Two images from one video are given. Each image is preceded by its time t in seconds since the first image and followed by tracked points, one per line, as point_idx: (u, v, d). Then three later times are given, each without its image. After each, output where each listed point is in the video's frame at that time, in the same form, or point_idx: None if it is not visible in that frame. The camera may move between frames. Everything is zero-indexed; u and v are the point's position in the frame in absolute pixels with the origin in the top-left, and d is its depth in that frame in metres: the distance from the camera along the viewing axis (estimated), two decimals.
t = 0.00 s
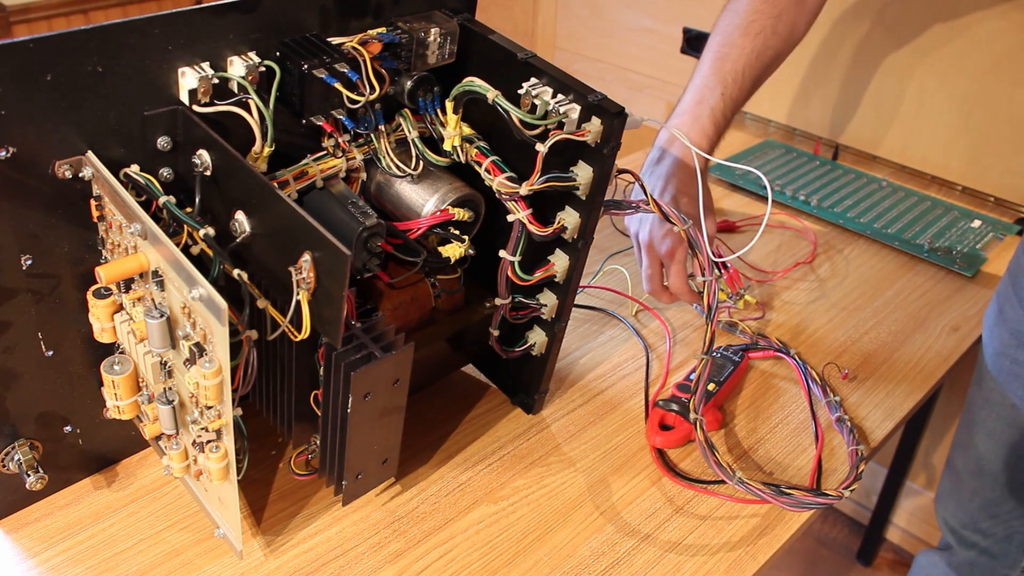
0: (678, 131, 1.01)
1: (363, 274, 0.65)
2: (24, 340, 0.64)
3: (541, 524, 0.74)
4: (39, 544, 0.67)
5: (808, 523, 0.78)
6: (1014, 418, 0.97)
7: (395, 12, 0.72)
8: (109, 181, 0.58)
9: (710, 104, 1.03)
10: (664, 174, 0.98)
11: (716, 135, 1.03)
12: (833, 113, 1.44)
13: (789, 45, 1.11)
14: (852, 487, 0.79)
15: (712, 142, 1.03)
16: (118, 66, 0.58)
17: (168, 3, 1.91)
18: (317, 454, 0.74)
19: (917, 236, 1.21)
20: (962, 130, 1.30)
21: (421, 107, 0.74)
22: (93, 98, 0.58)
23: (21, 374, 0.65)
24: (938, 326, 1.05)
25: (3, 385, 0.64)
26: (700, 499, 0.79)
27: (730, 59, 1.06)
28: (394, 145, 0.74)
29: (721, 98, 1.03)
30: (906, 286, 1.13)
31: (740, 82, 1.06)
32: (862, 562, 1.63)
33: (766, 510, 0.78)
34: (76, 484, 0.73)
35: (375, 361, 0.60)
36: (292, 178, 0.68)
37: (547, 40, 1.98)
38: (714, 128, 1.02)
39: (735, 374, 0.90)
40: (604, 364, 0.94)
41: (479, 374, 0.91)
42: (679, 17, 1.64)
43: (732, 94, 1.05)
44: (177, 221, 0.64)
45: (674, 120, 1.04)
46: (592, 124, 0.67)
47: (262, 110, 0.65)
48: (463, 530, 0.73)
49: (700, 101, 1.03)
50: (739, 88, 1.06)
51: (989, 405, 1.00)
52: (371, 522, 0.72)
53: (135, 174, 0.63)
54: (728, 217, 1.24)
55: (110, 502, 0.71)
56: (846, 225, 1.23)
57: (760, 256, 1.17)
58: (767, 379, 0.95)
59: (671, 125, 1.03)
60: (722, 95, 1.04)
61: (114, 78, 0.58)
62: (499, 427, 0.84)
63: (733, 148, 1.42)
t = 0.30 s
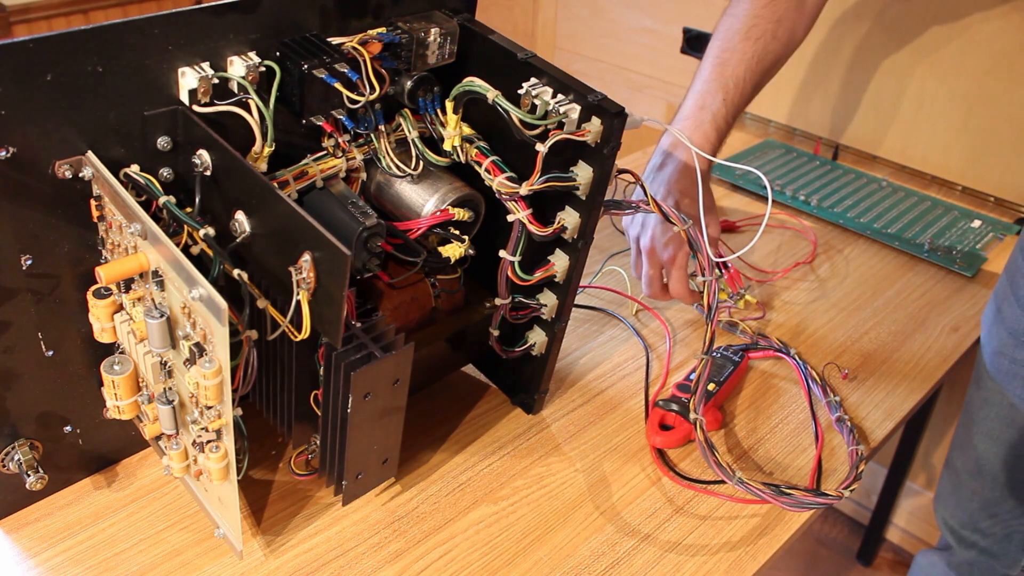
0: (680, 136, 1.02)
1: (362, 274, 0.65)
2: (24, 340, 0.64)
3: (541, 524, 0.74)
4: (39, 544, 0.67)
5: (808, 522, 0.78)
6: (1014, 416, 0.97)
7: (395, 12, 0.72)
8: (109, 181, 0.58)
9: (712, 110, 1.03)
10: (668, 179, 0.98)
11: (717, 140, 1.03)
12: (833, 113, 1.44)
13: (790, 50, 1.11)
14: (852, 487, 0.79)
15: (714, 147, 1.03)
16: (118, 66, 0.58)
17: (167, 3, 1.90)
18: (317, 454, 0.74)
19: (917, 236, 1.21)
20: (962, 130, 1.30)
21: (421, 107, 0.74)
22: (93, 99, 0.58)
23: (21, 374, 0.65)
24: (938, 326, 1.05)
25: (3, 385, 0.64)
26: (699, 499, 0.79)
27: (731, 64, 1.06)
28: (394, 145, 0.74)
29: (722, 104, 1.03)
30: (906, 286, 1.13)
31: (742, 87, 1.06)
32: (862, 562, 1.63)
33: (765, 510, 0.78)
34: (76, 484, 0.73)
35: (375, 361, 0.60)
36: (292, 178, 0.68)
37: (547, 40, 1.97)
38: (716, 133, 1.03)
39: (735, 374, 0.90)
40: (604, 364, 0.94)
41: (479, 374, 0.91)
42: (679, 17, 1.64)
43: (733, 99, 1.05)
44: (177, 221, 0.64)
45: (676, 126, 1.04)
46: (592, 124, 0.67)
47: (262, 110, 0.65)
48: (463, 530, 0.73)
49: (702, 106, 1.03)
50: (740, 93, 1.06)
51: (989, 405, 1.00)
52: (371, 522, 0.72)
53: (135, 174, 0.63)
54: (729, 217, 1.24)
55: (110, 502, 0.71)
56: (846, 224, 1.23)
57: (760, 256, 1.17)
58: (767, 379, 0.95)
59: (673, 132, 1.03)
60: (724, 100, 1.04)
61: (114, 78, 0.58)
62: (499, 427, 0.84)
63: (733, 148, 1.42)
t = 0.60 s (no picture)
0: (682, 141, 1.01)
1: (363, 274, 0.65)
2: (24, 340, 0.64)
3: (541, 524, 0.74)
4: (39, 544, 0.67)
5: (808, 522, 0.78)
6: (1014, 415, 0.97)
7: (395, 12, 0.72)
8: (109, 181, 0.58)
9: (714, 115, 1.02)
10: (671, 184, 0.97)
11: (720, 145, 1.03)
12: (833, 113, 1.44)
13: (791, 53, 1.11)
14: (852, 487, 0.79)
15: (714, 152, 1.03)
16: (118, 67, 0.58)
17: (168, 3, 1.90)
18: (317, 454, 0.74)
19: (917, 236, 1.21)
20: (962, 130, 1.30)
21: (421, 107, 0.74)
22: (93, 99, 0.58)
23: (21, 374, 0.65)
24: (938, 327, 1.05)
25: (3, 385, 0.64)
26: (699, 499, 0.79)
27: (732, 69, 1.05)
28: (394, 145, 0.74)
29: (724, 109, 1.03)
30: (906, 286, 1.13)
31: (743, 91, 1.05)
32: (862, 562, 1.63)
33: (765, 510, 0.78)
34: (76, 484, 0.73)
35: (375, 361, 0.60)
36: (292, 178, 0.68)
37: (547, 41, 1.97)
38: (717, 138, 1.02)
39: (735, 374, 0.90)
40: (604, 364, 0.94)
41: (480, 374, 0.91)
42: (679, 17, 1.64)
43: (734, 104, 1.04)
44: (177, 221, 0.64)
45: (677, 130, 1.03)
46: (592, 124, 0.67)
47: (262, 110, 0.65)
48: (463, 530, 0.73)
49: (703, 111, 1.03)
50: (741, 97, 1.06)
51: (992, 406, 1.00)
52: (371, 522, 0.72)
53: (135, 174, 0.63)
54: (729, 217, 1.24)
55: (110, 502, 0.71)
56: (846, 224, 1.23)
57: (760, 256, 1.17)
58: (767, 379, 0.95)
59: (674, 137, 1.03)
60: (726, 105, 1.04)
61: (114, 78, 0.58)
62: (499, 427, 0.84)
63: (733, 148, 1.42)
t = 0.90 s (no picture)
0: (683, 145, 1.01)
1: (363, 274, 0.65)
2: (24, 340, 0.63)
3: (541, 524, 0.74)
4: (39, 544, 0.67)
5: (808, 522, 0.78)
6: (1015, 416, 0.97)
7: (395, 12, 0.72)
8: (109, 180, 0.58)
9: (715, 119, 1.03)
10: (675, 187, 0.98)
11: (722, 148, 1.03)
12: (833, 113, 1.44)
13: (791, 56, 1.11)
14: (852, 487, 0.79)
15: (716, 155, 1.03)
16: (118, 67, 0.58)
17: (168, 3, 1.90)
18: (317, 454, 0.74)
19: (917, 236, 1.21)
20: (962, 130, 1.30)
21: (421, 107, 0.74)
22: (93, 99, 0.58)
23: (21, 374, 0.65)
24: (938, 327, 1.05)
25: (3, 385, 0.64)
26: (700, 499, 0.79)
27: (733, 72, 1.05)
28: (394, 145, 0.74)
29: (725, 112, 1.03)
30: (906, 286, 1.13)
31: (745, 95, 1.05)
32: (862, 562, 1.63)
33: (765, 510, 0.78)
34: (76, 484, 0.73)
35: (375, 361, 0.60)
36: (292, 178, 0.68)
37: (548, 41, 1.97)
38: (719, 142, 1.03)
39: (735, 374, 0.90)
40: (604, 364, 0.94)
41: (480, 374, 0.91)
42: (679, 17, 1.64)
43: (736, 107, 1.04)
44: (177, 221, 0.64)
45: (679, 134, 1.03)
46: (592, 124, 0.67)
47: (262, 110, 0.65)
48: (464, 531, 0.73)
49: (704, 115, 1.03)
50: (743, 100, 1.06)
51: (993, 407, 1.00)
52: (371, 522, 0.72)
53: (135, 174, 0.63)
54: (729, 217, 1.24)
55: (110, 502, 0.71)
56: (846, 224, 1.23)
57: (760, 256, 1.17)
58: (767, 379, 0.95)
59: (676, 140, 1.03)
60: (727, 109, 1.04)
61: (114, 78, 0.58)
62: (499, 427, 0.84)
63: (733, 148, 1.42)
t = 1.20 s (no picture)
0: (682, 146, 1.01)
1: (362, 274, 0.65)
2: (24, 340, 0.63)
3: (541, 524, 0.74)
4: (40, 544, 0.67)
5: (808, 523, 0.78)
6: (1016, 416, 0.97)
7: (395, 12, 0.72)
8: (109, 181, 0.58)
9: (713, 120, 1.02)
10: (676, 188, 0.97)
11: (722, 149, 1.03)
12: (833, 113, 1.44)
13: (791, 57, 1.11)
14: (852, 487, 0.79)
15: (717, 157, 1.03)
16: (118, 67, 0.58)
17: (168, 3, 1.89)
18: (317, 454, 0.74)
19: (917, 236, 1.21)
20: (963, 131, 1.30)
21: (421, 107, 0.74)
22: (93, 99, 0.58)
23: (21, 375, 0.65)
24: (938, 327, 1.05)
25: (3, 385, 0.64)
26: (700, 499, 0.79)
27: (732, 74, 1.05)
28: (394, 145, 0.74)
29: (724, 114, 1.03)
30: (906, 286, 1.13)
31: (744, 97, 1.05)
32: (862, 562, 1.63)
33: (765, 510, 0.78)
34: (76, 484, 0.73)
35: (375, 361, 0.60)
36: (292, 178, 0.68)
37: (548, 41, 1.97)
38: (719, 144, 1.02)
39: (735, 374, 0.90)
40: (604, 364, 0.94)
41: (480, 374, 0.91)
42: (679, 17, 1.64)
43: (735, 109, 1.04)
44: (177, 221, 0.64)
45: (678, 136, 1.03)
46: (592, 124, 0.67)
47: (262, 110, 0.65)
48: (464, 531, 0.73)
49: (703, 117, 1.03)
50: (743, 102, 1.05)
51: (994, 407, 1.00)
52: (371, 522, 0.72)
53: (135, 174, 0.63)
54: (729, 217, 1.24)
55: (110, 502, 0.71)
56: (846, 224, 1.23)
57: (760, 256, 1.17)
58: (767, 379, 0.95)
59: (676, 140, 1.03)
60: (725, 111, 1.03)
61: (114, 78, 0.58)
62: (499, 427, 0.84)
63: (733, 148, 1.42)
